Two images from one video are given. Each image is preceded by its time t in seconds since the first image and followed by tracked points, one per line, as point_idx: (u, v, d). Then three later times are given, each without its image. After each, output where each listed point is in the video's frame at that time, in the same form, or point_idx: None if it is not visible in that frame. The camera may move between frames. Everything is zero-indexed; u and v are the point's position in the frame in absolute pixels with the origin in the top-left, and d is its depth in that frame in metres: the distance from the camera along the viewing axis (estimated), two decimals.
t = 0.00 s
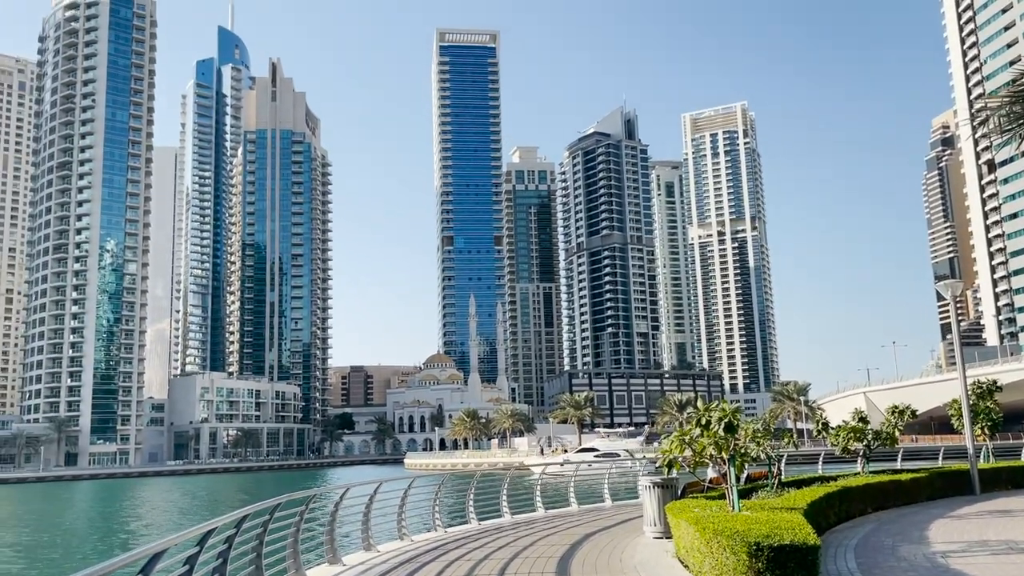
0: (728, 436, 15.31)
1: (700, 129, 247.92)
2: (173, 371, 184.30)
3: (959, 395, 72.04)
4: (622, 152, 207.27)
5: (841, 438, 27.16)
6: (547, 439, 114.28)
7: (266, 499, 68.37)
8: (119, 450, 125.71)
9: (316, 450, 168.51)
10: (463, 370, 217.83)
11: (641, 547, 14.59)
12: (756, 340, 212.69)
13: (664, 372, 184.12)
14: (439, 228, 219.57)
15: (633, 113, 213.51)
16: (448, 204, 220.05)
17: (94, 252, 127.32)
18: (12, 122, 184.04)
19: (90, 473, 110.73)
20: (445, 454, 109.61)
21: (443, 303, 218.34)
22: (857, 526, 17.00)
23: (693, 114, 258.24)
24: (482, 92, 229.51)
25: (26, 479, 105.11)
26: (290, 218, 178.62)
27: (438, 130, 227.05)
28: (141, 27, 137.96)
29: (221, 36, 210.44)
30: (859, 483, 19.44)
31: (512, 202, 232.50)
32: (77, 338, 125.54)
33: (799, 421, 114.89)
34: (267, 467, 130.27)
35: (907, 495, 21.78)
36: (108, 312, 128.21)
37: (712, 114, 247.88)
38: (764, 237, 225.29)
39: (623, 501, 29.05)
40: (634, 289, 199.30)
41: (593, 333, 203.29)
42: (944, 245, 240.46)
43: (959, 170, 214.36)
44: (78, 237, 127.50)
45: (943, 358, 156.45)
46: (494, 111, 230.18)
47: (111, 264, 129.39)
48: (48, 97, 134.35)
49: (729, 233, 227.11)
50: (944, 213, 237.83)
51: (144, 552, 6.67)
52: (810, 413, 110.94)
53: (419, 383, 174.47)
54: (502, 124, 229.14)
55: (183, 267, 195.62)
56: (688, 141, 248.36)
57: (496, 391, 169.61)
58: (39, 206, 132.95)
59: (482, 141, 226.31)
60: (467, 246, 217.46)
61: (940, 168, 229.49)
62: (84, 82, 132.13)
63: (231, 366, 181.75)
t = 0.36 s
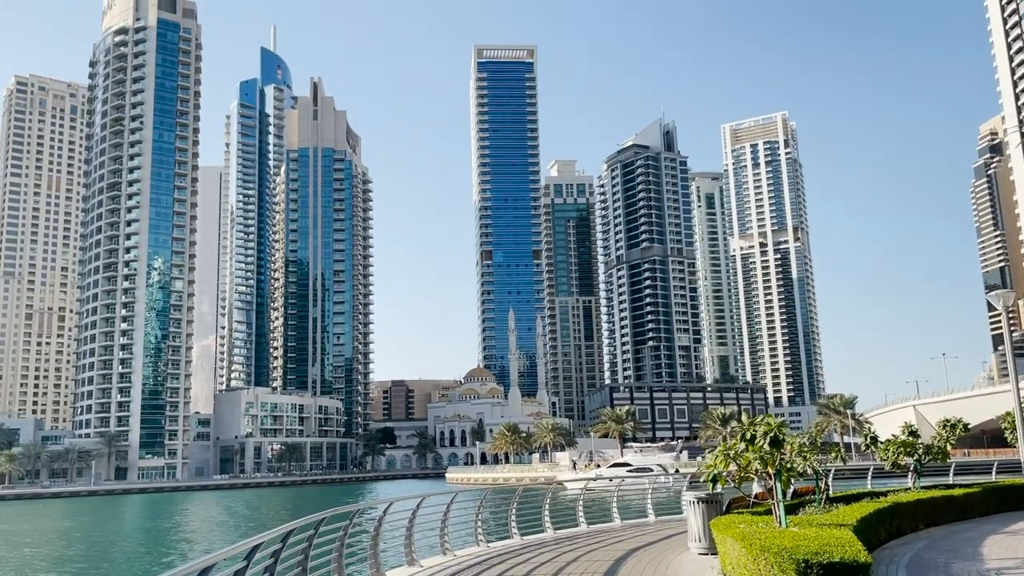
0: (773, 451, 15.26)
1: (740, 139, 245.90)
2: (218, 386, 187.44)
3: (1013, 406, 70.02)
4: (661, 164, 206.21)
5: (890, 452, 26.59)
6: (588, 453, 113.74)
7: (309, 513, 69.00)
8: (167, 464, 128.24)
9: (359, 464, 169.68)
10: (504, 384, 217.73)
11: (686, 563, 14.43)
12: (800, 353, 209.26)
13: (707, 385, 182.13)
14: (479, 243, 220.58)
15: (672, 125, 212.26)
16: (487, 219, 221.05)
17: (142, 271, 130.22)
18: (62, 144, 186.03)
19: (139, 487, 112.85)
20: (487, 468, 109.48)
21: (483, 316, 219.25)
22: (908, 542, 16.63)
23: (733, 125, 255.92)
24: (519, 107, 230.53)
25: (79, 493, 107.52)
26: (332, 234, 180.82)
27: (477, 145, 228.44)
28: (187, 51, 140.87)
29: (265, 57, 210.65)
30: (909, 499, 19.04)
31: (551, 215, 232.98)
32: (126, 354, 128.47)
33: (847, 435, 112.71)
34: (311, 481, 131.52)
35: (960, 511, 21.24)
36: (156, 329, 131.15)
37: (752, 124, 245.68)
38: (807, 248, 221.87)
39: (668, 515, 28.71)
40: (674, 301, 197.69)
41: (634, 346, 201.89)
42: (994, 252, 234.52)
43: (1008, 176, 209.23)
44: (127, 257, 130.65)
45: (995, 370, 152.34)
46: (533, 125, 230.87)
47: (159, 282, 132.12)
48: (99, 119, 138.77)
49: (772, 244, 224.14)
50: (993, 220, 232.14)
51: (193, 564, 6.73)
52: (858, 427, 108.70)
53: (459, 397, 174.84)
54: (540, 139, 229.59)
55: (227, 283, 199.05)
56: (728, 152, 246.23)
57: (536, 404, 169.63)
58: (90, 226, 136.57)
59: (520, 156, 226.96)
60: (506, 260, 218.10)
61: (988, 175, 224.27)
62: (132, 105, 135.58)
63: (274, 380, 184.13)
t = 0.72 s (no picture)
0: (818, 463, 15.08)
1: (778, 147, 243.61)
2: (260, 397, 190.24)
3: None
4: (698, 173, 204.74)
5: (938, 464, 26.01)
6: (628, 465, 113.04)
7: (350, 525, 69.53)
8: (210, 475, 130.07)
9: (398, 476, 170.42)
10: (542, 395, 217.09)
11: None
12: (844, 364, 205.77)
13: (748, 396, 179.72)
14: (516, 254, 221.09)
15: (710, 133, 210.68)
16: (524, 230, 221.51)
17: (185, 284, 132.73)
18: (109, 162, 189.78)
19: (183, 498, 114.58)
20: (527, 480, 109.04)
21: (520, 327, 219.38)
22: (959, 557, 16.20)
23: (771, 133, 253.11)
24: (555, 118, 230.79)
25: (126, 503, 109.60)
26: (370, 247, 182.66)
27: (513, 157, 229.21)
28: (228, 69, 143.50)
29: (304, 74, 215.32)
30: (960, 512, 18.61)
31: (587, 226, 231.58)
32: (170, 366, 130.86)
33: (893, 446, 110.51)
34: (351, 493, 132.40)
35: (1012, 525, 20.66)
36: (199, 342, 132.98)
37: (790, 131, 242.97)
38: (849, 256, 218.11)
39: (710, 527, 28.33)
40: (714, 310, 195.72)
41: (673, 357, 200.20)
42: None
43: None
44: (171, 270, 133.84)
45: None
46: (569, 136, 231.03)
47: (202, 295, 133.81)
48: (144, 137, 141.99)
49: (812, 252, 220.84)
50: None
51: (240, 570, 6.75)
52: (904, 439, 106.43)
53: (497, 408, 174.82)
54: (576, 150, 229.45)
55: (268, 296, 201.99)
56: (766, 160, 243.72)
57: (575, 416, 169.42)
58: (136, 241, 139.66)
59: (557, 167, 227.10)
60: (543, 271, 218.22)
61: None
62: (176, 122, 138.62)
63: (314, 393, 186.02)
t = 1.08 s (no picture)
0: (861, 471, 14.85)
1: (818, 152, 240.33)
2: (300, 405, 192.34)
3: None
4: (736, 178, 202.65)
5: (987, 473, 25.38)
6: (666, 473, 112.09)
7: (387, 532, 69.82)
8: (252, 482, 131.69)
9: (436, 483, 170.92)
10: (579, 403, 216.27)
11: None
12: (888, 370, 201.63)
13: (788, 403, 176.84)
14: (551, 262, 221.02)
15: (747, 138, 208.67)
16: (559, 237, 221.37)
17: (226, 293, 134.83)
18: (152, 174, 194.32)
19: (225, 504, 116.04)
20: (564, 488, 108.28)
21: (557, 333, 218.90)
22: (1008, 569, 15.76)
23: (810, 136, 249.90)
24: (590, 125, 230.52)
25: (169, 510, 111.28)
26: (407, 256, 183.94)
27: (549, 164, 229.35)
28: (267, 80, 145.66)
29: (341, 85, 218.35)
30: (1009, 522, 18.11)
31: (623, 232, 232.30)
32: (212, 375, 133.11)
33: (940, 454, 107.89)
34: (389, 500, 132.92)
35: None
36: (240, 350, 134.91)
37: (830, 135, 239.65)
38: (892, 261, 213.71)
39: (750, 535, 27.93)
40: (753, 316, 193.28)
41: (712, 364, 197.97)
42: None
43: None
44: (212, 280, 136.16)
45: None
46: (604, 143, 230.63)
47: (242, 305, 136.07)
48: (185, 149, 144.74)
49: (853, 257, 217.08)
50: None
51: None
52: (951, 447, 103.85)
53: (534, 416, 174.58)
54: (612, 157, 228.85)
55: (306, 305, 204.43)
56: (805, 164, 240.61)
57: (612, 423, 169.16)
58: (178, 251, 142.32)
59: (592, 174, 226.65)
60: (579, 277, 217.71)
61: None
62: (215, 134, 141.26)
63: (353, 400, 187.61)
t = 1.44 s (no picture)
0: (907, 477, 14.69)
1: (859, 152, 236.68)
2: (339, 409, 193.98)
3: None
4: (775, 180, 200.43)
5: None
6: (707, 478, 111.00)
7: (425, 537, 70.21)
8: (292, 487, 133.21)
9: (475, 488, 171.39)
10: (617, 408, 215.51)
11: None
12: (933, 375, 199.14)
13: (831, 408, 174.28)
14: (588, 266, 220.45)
15: (786, 139, 206.05)
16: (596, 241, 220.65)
17: (266, 300, 136.63)
18: (194, 183, 198.01)
19: (267, 509, 117.56)
20: (604, 493, 107.64)
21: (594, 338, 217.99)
22: None
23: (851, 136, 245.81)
24: (626, 128, 229.65)
25: (211, 513, 112.94)
26: (444, 261, 184.90)
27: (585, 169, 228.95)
28: (305, 89, 147.34)
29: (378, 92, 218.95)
30: None
31: (661, 236, 231.32)
32: (253, 381, 134.80)
33: (989, 459, 105.49)
34: (428, 505, 133.42)
35: None
36: (280, 356, 136.37)
37: (871, 135, 235.77)
38: (937, 262, 209.39)
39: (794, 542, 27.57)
40: (794, 320, 190.93)
41: (752, 368, 195.82)
42: None
43: None
44: (253, 287, 138.19)
45: None
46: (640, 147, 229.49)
47: (283, 311, 137.52)
48: (226, 157, 147.25)
49: (897, 258, 212.74)
50: None
51: None
52: (1001, 451, 101.37)
53: (572, 421, 174.35)
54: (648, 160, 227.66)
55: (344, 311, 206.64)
56: (845, 165, 237.10)
57: (650, 428, 168.69)
58: (220, 259, 144.77)
59: (629, 178, 225.68)
60: (616, 281, 216.86)
61: None
62: (256, 143, 143.52)
63: (391, 405, 188.90)
